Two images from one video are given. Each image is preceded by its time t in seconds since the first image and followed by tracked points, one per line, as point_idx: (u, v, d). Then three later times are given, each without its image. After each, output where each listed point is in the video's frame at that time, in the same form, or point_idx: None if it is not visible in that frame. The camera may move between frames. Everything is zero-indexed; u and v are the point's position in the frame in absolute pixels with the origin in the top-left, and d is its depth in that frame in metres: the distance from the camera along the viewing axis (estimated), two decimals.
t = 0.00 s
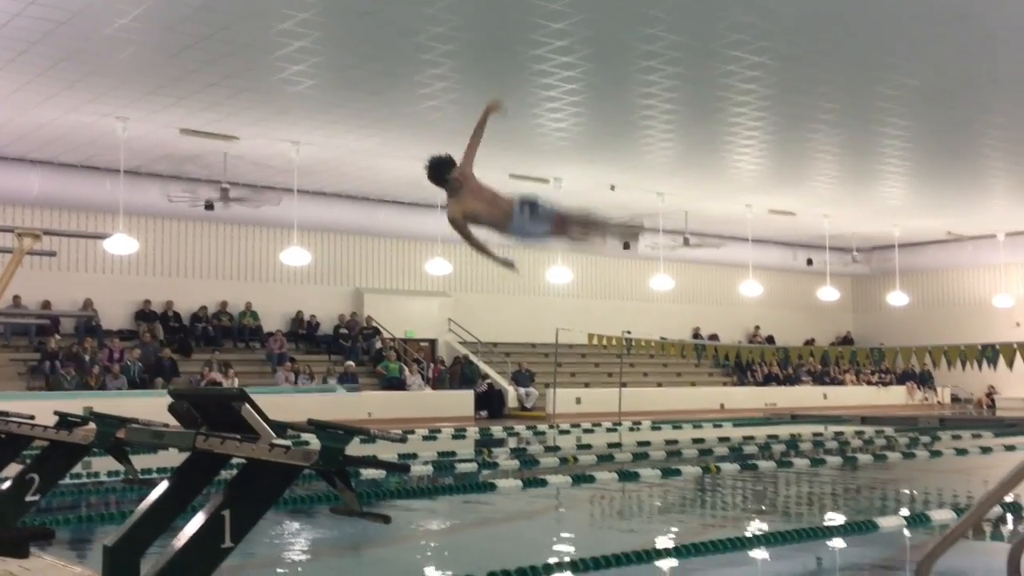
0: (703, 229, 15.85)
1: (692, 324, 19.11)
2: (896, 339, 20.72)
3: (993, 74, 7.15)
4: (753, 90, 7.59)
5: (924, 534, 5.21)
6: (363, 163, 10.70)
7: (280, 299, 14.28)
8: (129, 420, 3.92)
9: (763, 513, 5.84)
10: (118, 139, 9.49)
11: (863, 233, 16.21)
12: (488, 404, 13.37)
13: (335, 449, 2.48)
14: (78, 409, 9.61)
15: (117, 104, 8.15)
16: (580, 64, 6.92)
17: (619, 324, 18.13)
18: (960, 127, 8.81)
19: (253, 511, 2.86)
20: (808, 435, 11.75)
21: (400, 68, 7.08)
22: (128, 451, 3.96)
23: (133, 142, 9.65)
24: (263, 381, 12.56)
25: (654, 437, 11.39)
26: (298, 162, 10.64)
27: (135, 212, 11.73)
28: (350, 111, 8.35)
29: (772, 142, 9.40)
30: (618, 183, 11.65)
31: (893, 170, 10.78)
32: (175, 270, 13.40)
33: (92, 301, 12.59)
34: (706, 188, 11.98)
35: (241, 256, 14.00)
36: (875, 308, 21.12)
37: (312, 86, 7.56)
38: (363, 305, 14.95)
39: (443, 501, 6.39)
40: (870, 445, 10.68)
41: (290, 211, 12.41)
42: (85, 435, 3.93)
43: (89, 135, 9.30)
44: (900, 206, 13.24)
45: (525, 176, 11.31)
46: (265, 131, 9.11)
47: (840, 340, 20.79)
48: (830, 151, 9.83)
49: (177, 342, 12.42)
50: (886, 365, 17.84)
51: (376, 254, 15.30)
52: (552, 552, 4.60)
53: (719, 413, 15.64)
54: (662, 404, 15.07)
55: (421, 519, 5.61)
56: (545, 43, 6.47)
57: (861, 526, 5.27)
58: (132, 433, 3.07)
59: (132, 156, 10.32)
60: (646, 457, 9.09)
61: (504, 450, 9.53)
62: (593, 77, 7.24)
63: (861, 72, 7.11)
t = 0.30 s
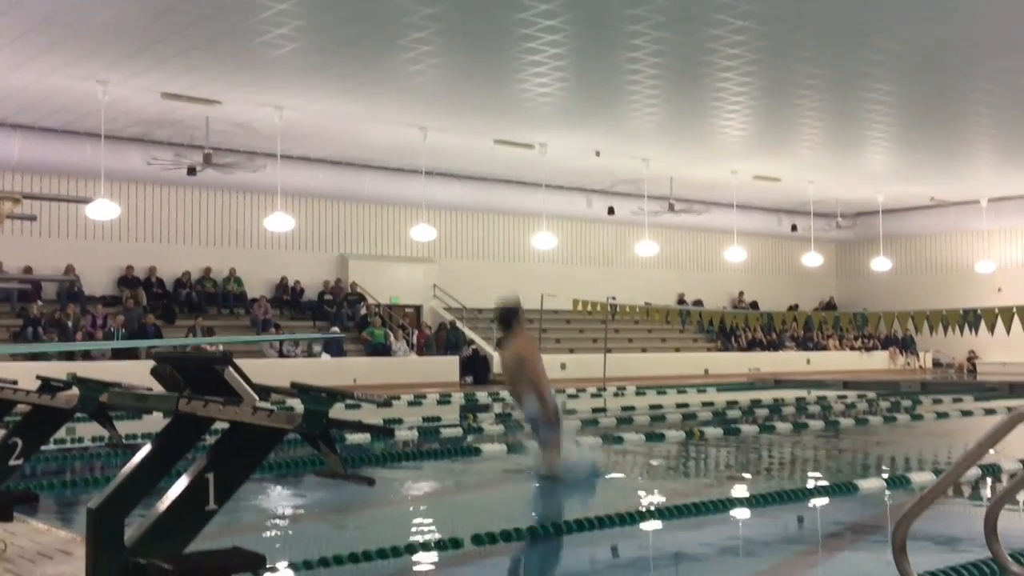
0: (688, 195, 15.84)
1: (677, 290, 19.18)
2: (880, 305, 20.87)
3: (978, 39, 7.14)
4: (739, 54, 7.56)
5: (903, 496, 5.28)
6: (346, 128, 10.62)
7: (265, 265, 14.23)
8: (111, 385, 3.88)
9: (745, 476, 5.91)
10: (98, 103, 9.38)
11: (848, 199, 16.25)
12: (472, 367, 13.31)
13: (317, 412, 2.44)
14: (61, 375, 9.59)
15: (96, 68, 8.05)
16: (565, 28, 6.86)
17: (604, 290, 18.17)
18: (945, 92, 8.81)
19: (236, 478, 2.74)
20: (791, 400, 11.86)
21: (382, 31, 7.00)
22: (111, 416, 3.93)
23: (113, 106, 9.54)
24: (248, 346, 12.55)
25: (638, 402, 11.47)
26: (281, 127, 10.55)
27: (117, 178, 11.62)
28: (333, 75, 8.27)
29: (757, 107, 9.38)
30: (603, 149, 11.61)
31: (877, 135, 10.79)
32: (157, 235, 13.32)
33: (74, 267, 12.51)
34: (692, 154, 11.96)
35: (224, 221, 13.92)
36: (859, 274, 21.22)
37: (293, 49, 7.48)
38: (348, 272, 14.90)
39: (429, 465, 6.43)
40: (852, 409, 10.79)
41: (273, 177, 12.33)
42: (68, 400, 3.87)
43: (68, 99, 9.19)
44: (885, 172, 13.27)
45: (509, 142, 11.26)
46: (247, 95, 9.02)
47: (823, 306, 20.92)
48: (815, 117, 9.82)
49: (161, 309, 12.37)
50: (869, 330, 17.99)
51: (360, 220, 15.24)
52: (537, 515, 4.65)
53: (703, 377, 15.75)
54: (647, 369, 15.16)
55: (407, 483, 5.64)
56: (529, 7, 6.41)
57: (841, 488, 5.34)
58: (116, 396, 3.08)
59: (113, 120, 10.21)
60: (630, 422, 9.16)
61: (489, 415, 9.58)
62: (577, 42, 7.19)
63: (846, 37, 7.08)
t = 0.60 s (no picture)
0: (684, 170, 15.80)
1: (672, 266, 19.19)
2: (875, 281, 20.91)
3: (976, 13, 7.10)
4: (736, 29, 7.51)
5: (897, 469, 5.32)
6: (341, 103, 10.56)
7: (260, 240, 14.20)
8: (105, 359, 3.86)
9: (740, 451, 5.94)
10: (91, 77, 9.31)
11: (844, 175, 16.22)
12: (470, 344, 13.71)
13: (312, 384, 2.44)
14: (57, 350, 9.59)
15: (89, 42, 7.98)
16: (561, 2, 6.81)
17: (599, 266, 18.18)
18: (942, 67, 8.78)
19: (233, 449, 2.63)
20: (786, 375, 11.90)
21: (377, 5, 6.95)
22: (106, 389, 3.91)
23: (106, 80, 9.48)
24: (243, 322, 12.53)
25: (632, 378, 11.52)
26: (275, 102, 10.49)
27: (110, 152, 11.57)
28: (327, 49, 8.21)
29: (754, 83, 9.34)
30: (599, 124, 11.57)
31: (874, 111, 10.77)
32: (152, 211, 13.27)
33: (69, 242, 12.48)
34: (689, 129, 11.93)
35: (219, 197, 13.86)
36: (854, 250, 21.23)
37: (288, 23, 7.42)
38: (343, 248, 14.87)
39: (424, 439, 6.45)
40: (846, 385, 10.84)
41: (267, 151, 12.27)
42: (63, 373, 3.83)
43: (62, 73, 9.12)
44: (882, 148, 13.25)
45: (505, 117, 11.21)
46: (242, 69, 8.96)
47: (819, 282, 20.95)
48: (812, 92, 9.78)
49: (156, 284, 12.36)
50: (864, 306, 18.04)
51: (355, 195, 15.19)
52: (531, 490, 4.66)
53: (698, 353, 15.79)
54: (643, 345, 15.19)
55: (403, 457, 5.67)
56: None
57: (836, 463, 5.37)
58: (110, 369, 3.07)
59: (106, 94, 10.14)
60: (625, 397, 9.20)
61: (484, 390, 9.60)
62: (574, 16, 7.15)
63: (844, 11, 7.04)
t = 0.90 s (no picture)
0: (683, 164, 15.79)
1: (671, 260, 19.20)
2: (873, 275, 20.93)
3: (974, 8, 7.09)
4: (735, 23, 7.50)
5: (894, 463, 5.34)
6: (340, 97, 10.55)
7: (258, 234, 14.20)
8: (104, 350, 3.86)
9: (738, 444, 5.95)
10: (90, 70, 9.29)
11: (843, 169, 16.21)
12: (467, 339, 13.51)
13: (310, 377, 2.45)
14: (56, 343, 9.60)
15: (88, 34, 7.97)
16: None
17: (598, 259, 18.18)
18: (941, 61, 8.77)
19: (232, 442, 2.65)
20: (784, 369, 11.91)
21: None
22: (104, 381, 3.91)
23: (105, 73, 9.46)
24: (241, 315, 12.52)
25: (631, 371, 11.53)
26: (274, 95, 10.47)
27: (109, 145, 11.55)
28: (326, 42, 8.19)
29: (753, 77, 9.34)
30: (598, 118, 11.57)
31: (873, 105, 10.76)
32: (150, 204, 13.26)
33: (67, 235, 12.47)
34: (688, 123, 11.93)
35: (217, 190, 13.85)
36: (853, 244, 21.24)
37: (287, 16, 7.41)
38: (342, 241, 14.86)
39: (422, 432, 6.46)
40: (844, 379, 10.86)
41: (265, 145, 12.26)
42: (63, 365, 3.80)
43: (60, 65, 9.11)
44: (881, 141, 13.25)
45: (504, 110, 11.20)
46: (241, 62, 8.95)
47: (817, 276, 20.95)
48: (811, 86, 9.77)
49: (154, 277, 12.35)
50: (863, 300, 18.05)
51: (353, 189, 15.19)
52: (530, 482, 4.67)
53: (697, 346, 15.81)
54: (641, 338, 15.21)
55: (401, 450, 5.69)
56: None
57: (833, 456, 5.38)
58: (109, 363, 3.06)
59: (105, 87, 10.13)
60: (624, 390, 9.21)
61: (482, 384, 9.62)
62: (573, 10, 7.14)
63: (844, 5, 7.03)
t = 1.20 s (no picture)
0: (686, 167, 15.79)
1: (674, 262, 19.20)
2: (876, 277, 20.91)
3: (978, 10, 7.08)
4: (739, 25, 7.49)
5: (897, 465, 5.33)
6: (344, 98, 10.56)
7: (261, 235, 14.21)
8: (107, 350, 3.86)
9: (741, 446, 5.95)
10: (94, 71, 9.30)
11: (846, 171, 16.20)
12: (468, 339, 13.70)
13: (314, 377, 2.45)
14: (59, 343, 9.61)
15: (92, 35, 7.98)
16: None
17: (601, 261, 18.19)
18: (945, 64, 8.77)
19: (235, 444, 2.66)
20: (787, 372, 11.89)
21: None
22: (108, 381, 3.92)
23: (109, 74, 9.47)
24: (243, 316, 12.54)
25: (634, 373, 11.54)
26: (277, 96, 10.48)
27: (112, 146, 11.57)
28: (329, 44, 8.19)
29: (756, 79, 9.33)
30: (601, 120, 11.57)
31: (877, 107, 10.75)
32: (153, 205, 13.27)
33: (70, 235, 12.48)
34: (692, 125, 11.92)
35: (220, 192, 13.86)
36: (856, 246, 21.22)
37: (291, 17, 7.41)
38: (345, 243, 14.87)
39: (425, 434, 6.47)
40: (847, 381, 10.84)
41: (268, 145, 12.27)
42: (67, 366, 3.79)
43: (64, 66, 9.12)
44: (885, 144, 13.24)
45: (507, 112, 11.21)
46: (244, 64, 8.96)
47: (820, 278, 20.94)
48: (814, 88, 9.77)
49: (157, 278, 12.35)
50: (866, 302, 18.04)
51: (357, 190, 15.20)
52: (533, 484, 4.68)
53: (699, 349, 15.79)
54: (644, 340, 15.20)
55: (404, 451, 5.70)
56: None
57: (835, 458, 5.38)
58: (112, 363, 3.05)
59: (109, 88, 10.14)
60: (626, 393, 9.21)
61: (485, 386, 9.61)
62: (576, 12, 7.14)
63: (848, 7, 7.03)
